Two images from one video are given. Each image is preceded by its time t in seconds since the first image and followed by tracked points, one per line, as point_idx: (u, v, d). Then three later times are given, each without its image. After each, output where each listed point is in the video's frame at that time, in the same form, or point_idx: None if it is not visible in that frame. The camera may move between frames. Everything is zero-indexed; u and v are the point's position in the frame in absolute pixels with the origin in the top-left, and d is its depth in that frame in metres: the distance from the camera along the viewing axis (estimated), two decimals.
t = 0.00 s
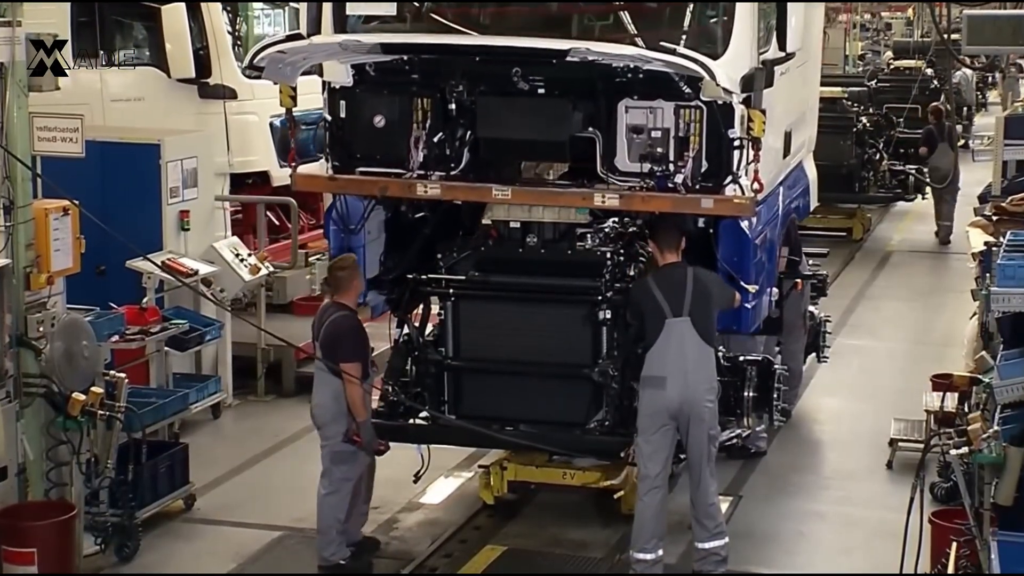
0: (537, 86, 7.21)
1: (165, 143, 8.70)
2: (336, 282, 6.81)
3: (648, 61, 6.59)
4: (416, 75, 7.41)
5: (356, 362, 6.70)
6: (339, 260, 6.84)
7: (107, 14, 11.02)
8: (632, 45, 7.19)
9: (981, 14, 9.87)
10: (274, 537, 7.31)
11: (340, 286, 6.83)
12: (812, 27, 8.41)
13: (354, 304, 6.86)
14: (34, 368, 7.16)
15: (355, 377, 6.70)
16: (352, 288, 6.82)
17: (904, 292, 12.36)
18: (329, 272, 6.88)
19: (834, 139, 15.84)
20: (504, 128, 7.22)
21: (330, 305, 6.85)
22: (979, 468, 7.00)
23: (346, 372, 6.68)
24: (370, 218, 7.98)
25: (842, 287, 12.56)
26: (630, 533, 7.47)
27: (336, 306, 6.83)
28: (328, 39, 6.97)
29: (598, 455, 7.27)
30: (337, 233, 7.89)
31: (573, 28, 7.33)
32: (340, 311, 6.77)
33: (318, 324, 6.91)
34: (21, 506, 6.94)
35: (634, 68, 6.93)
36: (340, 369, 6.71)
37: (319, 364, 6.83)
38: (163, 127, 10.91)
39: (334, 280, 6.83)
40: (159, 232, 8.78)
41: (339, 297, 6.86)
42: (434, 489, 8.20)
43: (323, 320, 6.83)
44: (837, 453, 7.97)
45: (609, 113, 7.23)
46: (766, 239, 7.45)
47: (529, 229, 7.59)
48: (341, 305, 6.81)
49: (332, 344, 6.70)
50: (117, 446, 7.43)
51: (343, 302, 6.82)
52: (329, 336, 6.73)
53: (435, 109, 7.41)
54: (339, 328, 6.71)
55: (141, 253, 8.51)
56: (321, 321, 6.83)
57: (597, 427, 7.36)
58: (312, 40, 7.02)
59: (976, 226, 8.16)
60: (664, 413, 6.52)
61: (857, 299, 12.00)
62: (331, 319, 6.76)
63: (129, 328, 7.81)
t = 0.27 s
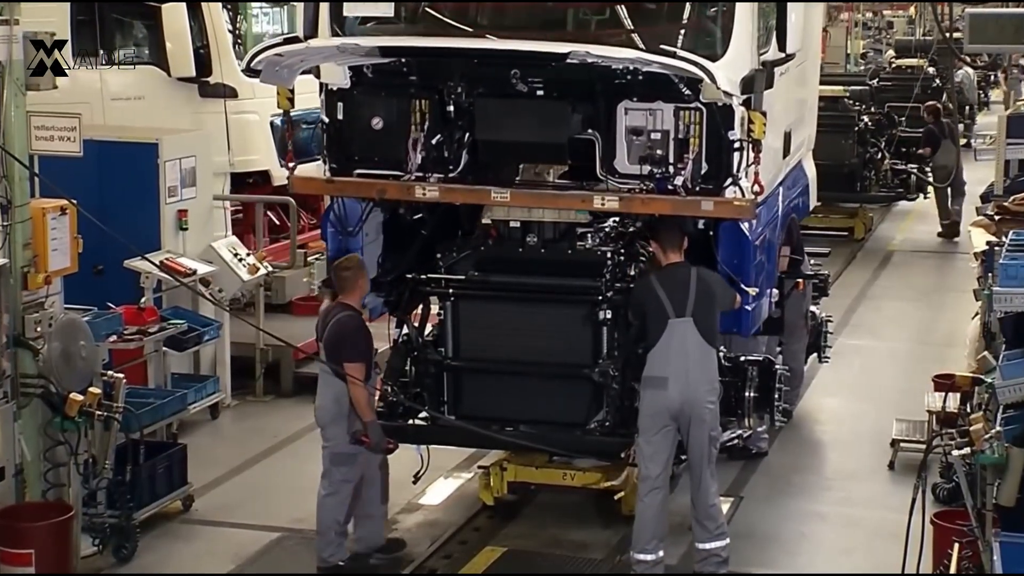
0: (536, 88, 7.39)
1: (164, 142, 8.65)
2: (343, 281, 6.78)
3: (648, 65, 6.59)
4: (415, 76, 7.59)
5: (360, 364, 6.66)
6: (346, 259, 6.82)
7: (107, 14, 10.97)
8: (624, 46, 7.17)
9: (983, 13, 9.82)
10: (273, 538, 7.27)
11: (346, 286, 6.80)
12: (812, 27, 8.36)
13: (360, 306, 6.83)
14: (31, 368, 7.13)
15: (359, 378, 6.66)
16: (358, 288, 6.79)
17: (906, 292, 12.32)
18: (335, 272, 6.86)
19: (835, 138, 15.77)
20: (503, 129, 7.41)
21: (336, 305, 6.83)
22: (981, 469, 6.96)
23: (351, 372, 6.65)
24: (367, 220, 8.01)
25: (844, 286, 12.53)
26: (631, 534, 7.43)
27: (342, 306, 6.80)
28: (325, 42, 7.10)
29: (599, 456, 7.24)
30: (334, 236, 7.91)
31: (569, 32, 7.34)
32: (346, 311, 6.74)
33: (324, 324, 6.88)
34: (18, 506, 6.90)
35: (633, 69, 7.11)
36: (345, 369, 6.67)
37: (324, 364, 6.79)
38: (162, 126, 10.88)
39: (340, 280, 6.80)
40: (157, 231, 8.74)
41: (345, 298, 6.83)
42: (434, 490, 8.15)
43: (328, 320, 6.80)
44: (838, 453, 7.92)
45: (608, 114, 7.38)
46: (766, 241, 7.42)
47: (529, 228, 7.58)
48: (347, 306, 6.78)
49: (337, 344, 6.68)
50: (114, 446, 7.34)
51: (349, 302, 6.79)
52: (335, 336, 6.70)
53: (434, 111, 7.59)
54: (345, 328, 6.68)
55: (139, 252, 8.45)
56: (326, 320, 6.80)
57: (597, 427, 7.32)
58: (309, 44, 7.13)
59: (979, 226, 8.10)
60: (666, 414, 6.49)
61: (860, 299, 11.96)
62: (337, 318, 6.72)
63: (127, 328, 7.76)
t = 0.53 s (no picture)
0: (535, 88, 7.36)
1: (159, 140, 8.55)
2: (349, 283, 6.68)
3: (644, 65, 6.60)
4: (411, 76, 7.56)
5: (366, 366, 6.54)
6: (353, 260, 6.71)
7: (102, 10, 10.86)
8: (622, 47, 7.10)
9: (989, 9, 9.72)
10: (269, 540, 7.17)
11: (353, 287, 6.69)
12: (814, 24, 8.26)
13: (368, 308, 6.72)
14: (24, 369, 7.00)
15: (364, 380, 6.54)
16: (365, 289, 6.67)
17: (910, 292, 12.21)
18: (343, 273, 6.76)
19: (839, 135, 15.55)
20: (502, 130, 7.38)
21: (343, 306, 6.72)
22: (987, 471, 6.86)
23: (356, 374, 6.53)
24: (364, 221, 7.95)
25: (848, 286, 12.43)
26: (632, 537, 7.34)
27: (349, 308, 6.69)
28: (321, 44, 7.10)
29: (599, 458, 7.17)
30: (330, 237, 7.91)
31: (564, 26, 7.19)
32: (354, 312, 6.64)
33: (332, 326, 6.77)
34: (12, 509, 6.81)
35: (633, 69, 7.07)
36: (350, 371, 6.55)
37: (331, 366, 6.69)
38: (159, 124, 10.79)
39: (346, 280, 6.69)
40: (152, 231, 8.65)
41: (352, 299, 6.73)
42: (433, 492, 8.06)
43: (336, 321, 6.69)
44: (842, 454, 7.82)
45: (607, 115, 7.35)
46: (768, 241, 7.32)
47: (529, 227, 7.56)
48: (354, 307, 6.67)
49: (343, 345, 6.57)
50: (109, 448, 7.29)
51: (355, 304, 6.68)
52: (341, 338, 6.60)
53: (431, 111, 7.54)
54: (351, 330, 6.56)
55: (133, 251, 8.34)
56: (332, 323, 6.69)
57: (597, 429, 7.23)
58: (305, 45, 7.13)
59: (985, 225, 8.00)
60: (671, 414, 6.40)
61: (864, 298, 11.86)
62: (343, 320, 6.62)
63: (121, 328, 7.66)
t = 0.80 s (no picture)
0: (535, 87, 7.27)
1: (153, 137, 8.44)
2: (361, 280, 6.58)
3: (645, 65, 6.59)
4: (409, 75, 7.46)
5: (383, 362, 6.44)
6: (365, 257, 6.62)
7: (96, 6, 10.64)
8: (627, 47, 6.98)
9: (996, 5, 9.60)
10: (265, 544, 7.03)
11: (365, 284, 6.59)
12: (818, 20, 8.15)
13: (381, 305, 6.63)
14: (17, 369, 6.90)
15: (383, 376, 6.44)
16: (378, 286, 6.58)
17: (913, 292, 12.09)
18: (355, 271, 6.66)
19: (843, 133, 15.35)
20: (500, 130, 7.28)
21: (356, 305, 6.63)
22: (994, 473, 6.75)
23: (374, 371, 6.43)
24: (362, 221, 7.83)
25: (852, 286, 12.32)
26: (633, 540, 7.23)
27: (363, 305, 6.60)
28: (318, 43, 7.09)
29: (599, 460, 7.07)
30: (326, 238, 7.84)
31: (566, 17, 7.09)
32: (368, 309, 6.54)
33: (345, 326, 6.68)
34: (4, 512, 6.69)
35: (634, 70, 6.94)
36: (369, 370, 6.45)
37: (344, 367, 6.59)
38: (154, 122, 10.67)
39: (358, 278, 6.60)
40: (146, 230, 8.53)
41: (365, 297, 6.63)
42: (431, 495, 7.94)
43: (349, 320, 6.59)
44: (846, 456, 7.71)
45: (607, 115, 7.26)
46: (771, 240, 7.21)
47: (529, 226, 7.43)
48: (368, 305, 6.58)
49: (359, 343, 6.47)
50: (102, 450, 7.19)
51: (369, 301, 6.58)
52: (356, 336, 6.51)
53: (429, 111, 7.44)
54: (366, 327, 6.47)
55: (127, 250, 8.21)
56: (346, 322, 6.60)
57: (598, 430, 7.14)
58: (301, 44, 7.11)
59: (991, 223, 7.89)
60: (675, 416, 6.29)
61: (869, 299, 11.75)
62: (357, 318, 6.52)
63: (114, 329, 7.54)
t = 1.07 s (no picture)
0: (534, 85, 7.07)
1: (142, 133, 8.24)
2: (371, 282, 6.41)
3: (647, 64, 6.47)
4: (405, 73, 7.26)
5: (402, 361, 6.28)
6: (372, 258, 6.44)
7: None
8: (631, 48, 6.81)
9: None
10: (258, 552, 6.78)
11: (375, 285, 6.42)
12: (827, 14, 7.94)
13: (394, 303, 6.46)
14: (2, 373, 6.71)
15: (406, 374, 6.27)
16: (389, 285, 6.41)
17: (919, 293, 11.88)
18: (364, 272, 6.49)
19: (848, 130, 15.10)
20: (499, 129, 7.11)
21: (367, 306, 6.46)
22: (1008, 479, 6.56)
23: (395, 372, 6.27)
24: (356, 222, 7.70)
25: (860, 286, 12.13)
26: (635, 548, 7.02)
27: (376, 305, 6.43)
28: (312, 41, 6.91)
29: (601, 465, 6.87)
30: (322, 239, 7.59)
31: (570, 9, 6.91)
32: (380, 309, 6.38)
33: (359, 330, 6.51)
34: None
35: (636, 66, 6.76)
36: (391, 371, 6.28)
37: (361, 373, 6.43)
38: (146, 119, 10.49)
39: (368, 279, 6.42)
40: (134, 229, 8.33)
41: (377, 297, 6.46)
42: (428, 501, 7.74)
43: (362, 322, 6.43)
44: (854, 461, 7.51)
45: (608, 114, 7.06)
46: (779, 241, 7.03)
47: (529, 224, 7.21)
48: (380, 305, 6.41)
49: (374, 346, 6.31)
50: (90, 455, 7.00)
51: (381, 301, 6.41)
52: (370, 340, 6.34)
53: (426, 109, 7.24)
54: (380, 328, 6.30)
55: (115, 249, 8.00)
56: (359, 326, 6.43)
57: (599, 435, 6.94)
58: (294, 43, 6.94)
59: (1004, 222, 7.68)
60: (683, 420, 6.11)
61: (878, 300, 11.55)
62: (369, 321, 6.35)
63: (103, 330, 7.34)
